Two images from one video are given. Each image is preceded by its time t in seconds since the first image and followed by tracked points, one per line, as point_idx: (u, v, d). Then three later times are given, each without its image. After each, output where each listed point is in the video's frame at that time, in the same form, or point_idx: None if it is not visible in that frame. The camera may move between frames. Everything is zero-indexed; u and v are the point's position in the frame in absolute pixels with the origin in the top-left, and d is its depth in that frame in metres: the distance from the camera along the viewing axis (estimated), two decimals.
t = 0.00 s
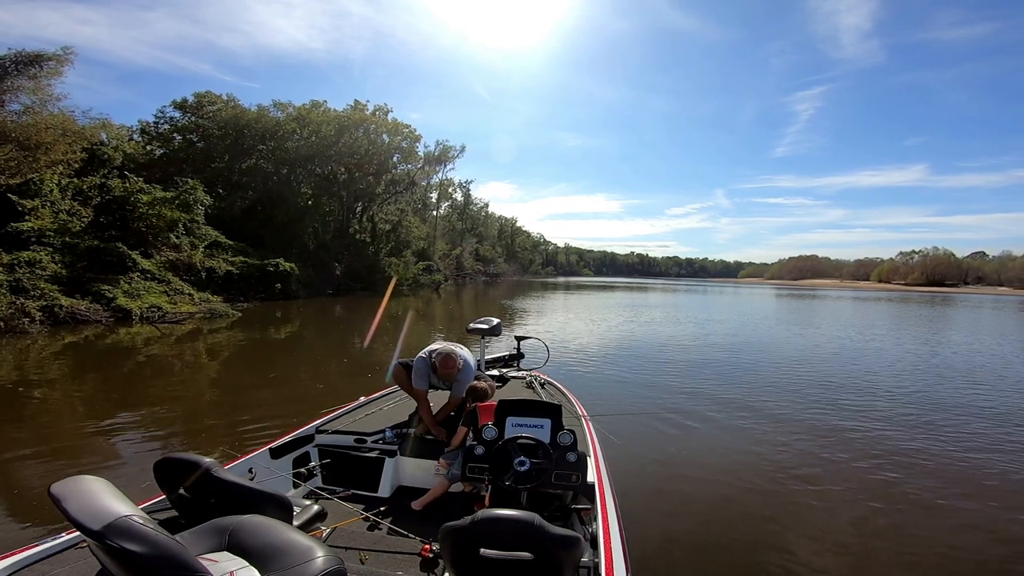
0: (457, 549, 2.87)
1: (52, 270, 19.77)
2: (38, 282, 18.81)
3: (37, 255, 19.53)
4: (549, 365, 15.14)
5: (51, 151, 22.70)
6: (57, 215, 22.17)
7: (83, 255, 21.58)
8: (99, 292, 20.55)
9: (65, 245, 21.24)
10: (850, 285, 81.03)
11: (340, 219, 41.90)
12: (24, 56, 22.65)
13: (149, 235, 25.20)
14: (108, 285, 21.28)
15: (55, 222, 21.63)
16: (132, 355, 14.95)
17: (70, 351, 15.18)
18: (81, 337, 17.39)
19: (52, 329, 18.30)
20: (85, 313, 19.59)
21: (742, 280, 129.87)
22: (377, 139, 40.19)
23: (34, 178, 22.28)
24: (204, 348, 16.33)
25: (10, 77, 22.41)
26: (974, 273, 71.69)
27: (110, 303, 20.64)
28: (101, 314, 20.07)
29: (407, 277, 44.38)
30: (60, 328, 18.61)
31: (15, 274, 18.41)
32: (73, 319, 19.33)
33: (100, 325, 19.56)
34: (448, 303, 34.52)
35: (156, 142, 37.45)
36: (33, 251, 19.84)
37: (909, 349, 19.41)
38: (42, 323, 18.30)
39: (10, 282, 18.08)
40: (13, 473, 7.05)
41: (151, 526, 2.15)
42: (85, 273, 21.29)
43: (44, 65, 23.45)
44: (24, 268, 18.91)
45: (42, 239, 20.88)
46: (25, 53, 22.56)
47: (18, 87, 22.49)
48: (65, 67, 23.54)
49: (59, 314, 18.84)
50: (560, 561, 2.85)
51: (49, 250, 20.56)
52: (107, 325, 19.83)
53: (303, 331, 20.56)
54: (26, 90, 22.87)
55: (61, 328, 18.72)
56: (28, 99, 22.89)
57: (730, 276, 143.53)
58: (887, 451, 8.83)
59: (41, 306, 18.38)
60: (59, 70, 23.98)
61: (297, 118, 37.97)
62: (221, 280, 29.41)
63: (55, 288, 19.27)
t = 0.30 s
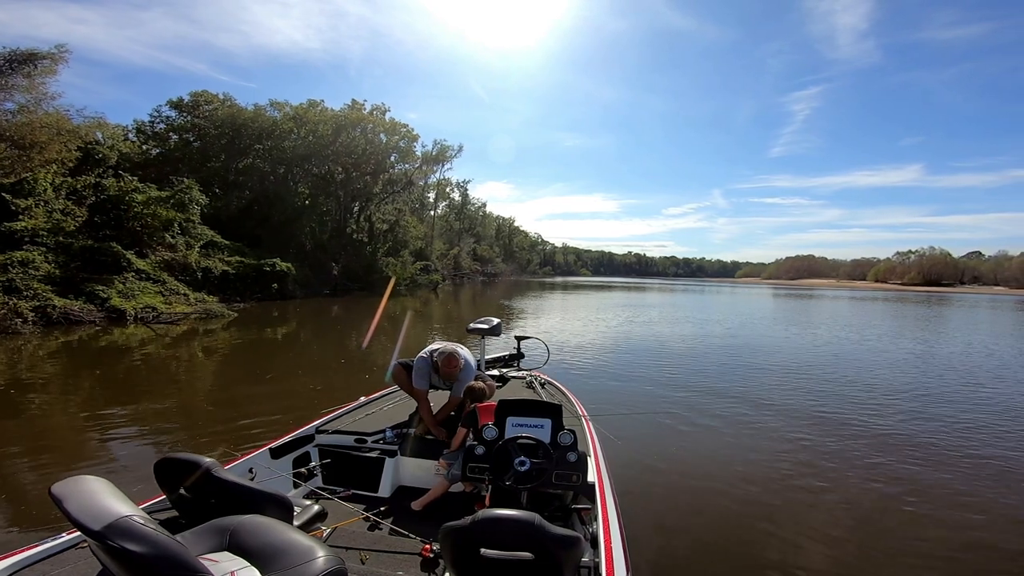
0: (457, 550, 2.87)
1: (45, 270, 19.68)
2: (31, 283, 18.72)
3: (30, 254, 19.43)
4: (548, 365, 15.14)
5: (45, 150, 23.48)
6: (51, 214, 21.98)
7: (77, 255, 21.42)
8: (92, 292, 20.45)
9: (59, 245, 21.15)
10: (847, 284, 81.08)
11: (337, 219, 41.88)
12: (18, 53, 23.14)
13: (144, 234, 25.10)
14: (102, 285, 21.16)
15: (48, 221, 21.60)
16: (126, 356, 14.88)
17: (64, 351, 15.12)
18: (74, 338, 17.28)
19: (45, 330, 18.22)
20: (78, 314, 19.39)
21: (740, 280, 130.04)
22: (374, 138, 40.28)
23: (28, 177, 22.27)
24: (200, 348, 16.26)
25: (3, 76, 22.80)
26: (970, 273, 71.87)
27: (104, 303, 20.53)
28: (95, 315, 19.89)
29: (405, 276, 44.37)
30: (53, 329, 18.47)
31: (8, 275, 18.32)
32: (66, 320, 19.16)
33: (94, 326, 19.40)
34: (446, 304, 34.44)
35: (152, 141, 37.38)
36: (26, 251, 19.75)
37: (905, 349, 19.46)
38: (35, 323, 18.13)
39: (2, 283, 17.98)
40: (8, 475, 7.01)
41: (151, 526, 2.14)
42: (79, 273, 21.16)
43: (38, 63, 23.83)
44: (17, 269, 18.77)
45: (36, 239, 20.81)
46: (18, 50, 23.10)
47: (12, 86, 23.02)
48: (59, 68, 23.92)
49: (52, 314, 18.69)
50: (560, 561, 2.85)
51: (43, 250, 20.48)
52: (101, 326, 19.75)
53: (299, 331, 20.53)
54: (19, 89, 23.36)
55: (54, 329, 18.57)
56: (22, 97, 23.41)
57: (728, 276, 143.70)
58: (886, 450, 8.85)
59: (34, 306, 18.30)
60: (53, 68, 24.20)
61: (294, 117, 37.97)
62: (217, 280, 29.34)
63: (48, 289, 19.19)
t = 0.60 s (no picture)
0: (457, 549, 2.87)
1: (38, 270, 19.65)
2: (24, 283, 18.68)
3: (23, 254, 19.40)
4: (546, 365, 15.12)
5: (39, 149, 23.81)
6: (45, 214, 21.99)
7: (71, 255, 21.42)
8: (86, 292, 20.36)
9: (52, 245, 21.12)
10: (845, 284, 81.12)
11: (334, 219, 41.84)
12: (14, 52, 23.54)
13: (139, 234, 25.04)
14: (96, 285, 21.11)
15: (42, 221, 21.58)
16: (120, 357, 14.85)
17: (58, 352, 15.11)
18: (69, 338, 17.26)
19: (38, 330, 18.16)
20: (71, 314, 19.38)
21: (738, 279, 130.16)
22: (372, 138, 40.19)
23: (22, 177, 22.34)
24: (196, 349, 16.27)
25: None
26: (966, 273, 72.00)
27: (98, 304, 20.45)
28: (88, 315, 19.87)
29: (402, 276, 44.35)
30: (47, 330, 18.44)
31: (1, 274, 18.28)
32: (59, 321, 19.15)
33: (87, 326, 19.38)
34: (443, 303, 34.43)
35: (148, 141, 37.33)
36: (20, 251, 19.72)
37: (901, 349, 19.49)
38: (27, 324, 18.14)
39: None
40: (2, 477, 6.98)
41: (151, 526, 2.14)
42: (73, 273, 21.13)
43: (33, 62, 24.13)
44: (10, 269, 18.73)
45: (29, 239, 20.77)
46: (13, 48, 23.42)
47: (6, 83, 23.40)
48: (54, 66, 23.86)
49: (44, 315, 18.68)
50: (560, 561, 2.85)
51: (36, 250, 20.44)
52: (95, 326, 19.68)
53: (296, 331, 20.52)
54: (13, 88, 23.69)
55: (47, 329, 18.53)
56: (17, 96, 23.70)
57: (726, 276, 143.84)
58: (885, 449, 8.87)
59: (27, 307, 18.24)
60: (48, 66, 24.30)
61: (291, 117, 37.93)
62: (213, 280, 29.31)
63: (41, 289, 19.14)
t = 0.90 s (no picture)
0: (457, 550, 2.87)
1: (32, 270, 19.64)
2: (18, 283, 18.65)
3: (16, 254, 19.37)
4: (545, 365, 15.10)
5: (33, 148, 23.88)
6: (38, 213, 21.91)
7: (65, 254, 21.36)
8: (80, 292, 20.28)
9: (46, 245, 21.07)
10: (842, 284, 81.11)
11: (332, 218, 41.78)
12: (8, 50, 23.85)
13: (134, 234, 25.01)
14: (90, 285, 21.01)
15: (35, 220, 21.54)
16: (115, 358, 14.83)
17: (52, 353, 15.10)
18: (62, 339, 17.17)
19: (31, 331, 18.12)
20: (64, 315, 19.28)
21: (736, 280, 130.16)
22: (370, 138, 40.09)
23: (16, 176, 22.36)
24: (191, 350, 16.19)
25: None
26: (964, 273, 71.95)
27: (92, 304, 20.38)
28: (81, 316, 19.76)
29: (400, 276, 44.30)
30: (39, 331, 18.35)
31: None
32: (52, 322, 19.06)
33: (81, 327, 19.30)
34: (440, 304, 34.35)
35: (144, 141, 37.30)
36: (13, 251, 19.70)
37: (900, 349, 19.47)
38: (19, 325, 18.06)
39: None
40: None
41: (151, 526, 2.14)
42: (66, 273, 21.06)
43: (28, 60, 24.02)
44: (3, 269, 18.68)
45: (23, 239, 20.75)
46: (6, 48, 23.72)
47: None
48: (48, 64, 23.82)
49: (37, 316, 18.59)
50: (559, 561, 2.85)
51: (29, 250, 20.41)
52: (88, 327, 19.62)
53: (294, 332, 20.50)
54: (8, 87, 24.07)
55: (40, 330, 18.45)
56: (10, 95, 23.87)
57: (724, 276, 143.87)
58: (885, 449, 8.86)
59: (20, 307, 18.20)
60: (42, 65, 24.30)
61: (288, 116, 37.88)
62: (208, 280, 29.27)
63: (35, 289, 19.10)
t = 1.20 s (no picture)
0: (457, 550, 2.87)
1: (25, 269, 19.61)
2: (11, 283, 18.60)
3: (9, 254, 19.36)
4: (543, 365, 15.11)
5: (27, 147, 23.42)
6: (32, 213, 21.87)
7: (58, 254, 21.34)
8: (73, 293, 20.18)
9: (39, 244, 21.04)
10: (839, 284, 81.19)
11: (329, 218, 41.74)
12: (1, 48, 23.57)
13: (129, 234, 25.02)
14: (84, 285, 20.94)
15: (29, 220, 21.50)
16: (110, 358, 14.82)
17: (46, 353, 15.10)
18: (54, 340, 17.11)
19: (24, 331, 18.06)
20: (58, 315, 19.21)
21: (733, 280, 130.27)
22: (367, 137, 40.02)
23: (9, 175, 22.18)
24: (187, 351, 16.10)
25: None
26: (960, 274, 72.05)
27: (86, 304, 20.29)
28: (75, 316, 19.68)
29: (397, 276, 44.28)
30: (32, 331, 18.28)
31: None
32: (45, 322, 19.00)
33: (74, 328, 19.23)
34: (438, 304, 34.31)
35: (140, 140, 37.25)
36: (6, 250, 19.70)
37: (897, 349, 19.48)
38: (12, 325, 18.01)
39: None
40: None
41: (151, 526, 2.14)
42: (60, 273, 21.01)
43: (19, 59, 23.96)
44: None
45: (16, 238, 20.72)
46: None
47: None
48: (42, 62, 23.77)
49: (30, 316, 18.55)
50: (559, 561, 2.85)
51: (22, 249, 20.38)
52: (81, 327, 19.53)
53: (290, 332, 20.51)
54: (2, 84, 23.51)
55: (32, 330, 18.39)
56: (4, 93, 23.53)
57: (722, 276, 143.98)
58: (884, 449, 8.88)
59: (13, 307, 18.14)
60: (36, 62, 24.27)
61: (285, 116, 37.83)
62: (205, 280, 29.20)
63: (28, 289, 19.03)
